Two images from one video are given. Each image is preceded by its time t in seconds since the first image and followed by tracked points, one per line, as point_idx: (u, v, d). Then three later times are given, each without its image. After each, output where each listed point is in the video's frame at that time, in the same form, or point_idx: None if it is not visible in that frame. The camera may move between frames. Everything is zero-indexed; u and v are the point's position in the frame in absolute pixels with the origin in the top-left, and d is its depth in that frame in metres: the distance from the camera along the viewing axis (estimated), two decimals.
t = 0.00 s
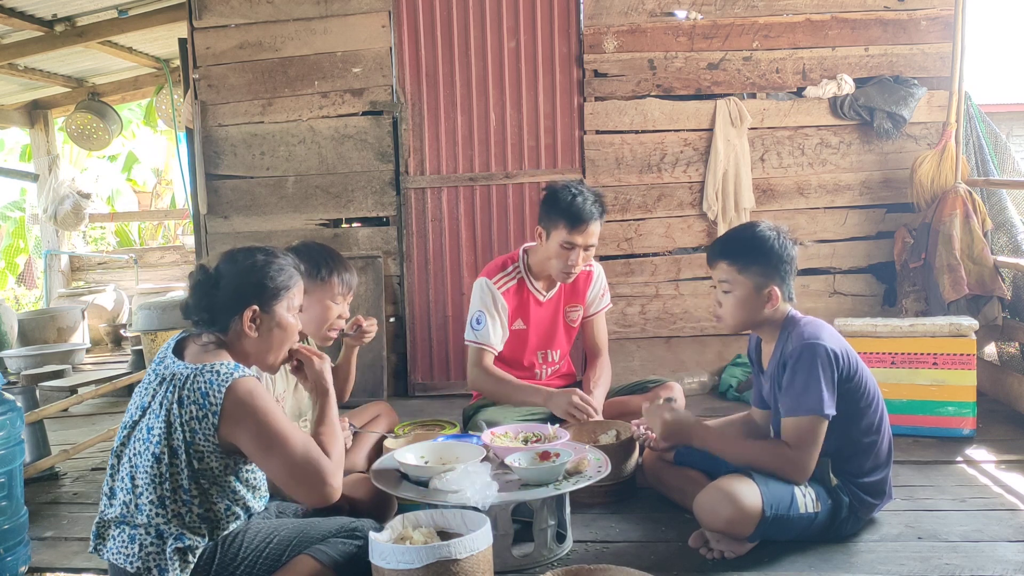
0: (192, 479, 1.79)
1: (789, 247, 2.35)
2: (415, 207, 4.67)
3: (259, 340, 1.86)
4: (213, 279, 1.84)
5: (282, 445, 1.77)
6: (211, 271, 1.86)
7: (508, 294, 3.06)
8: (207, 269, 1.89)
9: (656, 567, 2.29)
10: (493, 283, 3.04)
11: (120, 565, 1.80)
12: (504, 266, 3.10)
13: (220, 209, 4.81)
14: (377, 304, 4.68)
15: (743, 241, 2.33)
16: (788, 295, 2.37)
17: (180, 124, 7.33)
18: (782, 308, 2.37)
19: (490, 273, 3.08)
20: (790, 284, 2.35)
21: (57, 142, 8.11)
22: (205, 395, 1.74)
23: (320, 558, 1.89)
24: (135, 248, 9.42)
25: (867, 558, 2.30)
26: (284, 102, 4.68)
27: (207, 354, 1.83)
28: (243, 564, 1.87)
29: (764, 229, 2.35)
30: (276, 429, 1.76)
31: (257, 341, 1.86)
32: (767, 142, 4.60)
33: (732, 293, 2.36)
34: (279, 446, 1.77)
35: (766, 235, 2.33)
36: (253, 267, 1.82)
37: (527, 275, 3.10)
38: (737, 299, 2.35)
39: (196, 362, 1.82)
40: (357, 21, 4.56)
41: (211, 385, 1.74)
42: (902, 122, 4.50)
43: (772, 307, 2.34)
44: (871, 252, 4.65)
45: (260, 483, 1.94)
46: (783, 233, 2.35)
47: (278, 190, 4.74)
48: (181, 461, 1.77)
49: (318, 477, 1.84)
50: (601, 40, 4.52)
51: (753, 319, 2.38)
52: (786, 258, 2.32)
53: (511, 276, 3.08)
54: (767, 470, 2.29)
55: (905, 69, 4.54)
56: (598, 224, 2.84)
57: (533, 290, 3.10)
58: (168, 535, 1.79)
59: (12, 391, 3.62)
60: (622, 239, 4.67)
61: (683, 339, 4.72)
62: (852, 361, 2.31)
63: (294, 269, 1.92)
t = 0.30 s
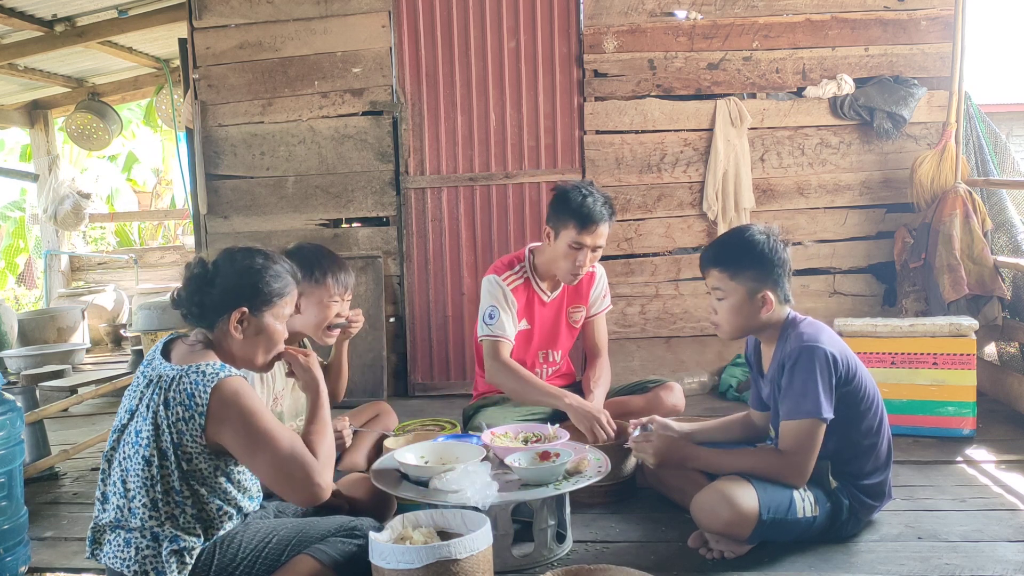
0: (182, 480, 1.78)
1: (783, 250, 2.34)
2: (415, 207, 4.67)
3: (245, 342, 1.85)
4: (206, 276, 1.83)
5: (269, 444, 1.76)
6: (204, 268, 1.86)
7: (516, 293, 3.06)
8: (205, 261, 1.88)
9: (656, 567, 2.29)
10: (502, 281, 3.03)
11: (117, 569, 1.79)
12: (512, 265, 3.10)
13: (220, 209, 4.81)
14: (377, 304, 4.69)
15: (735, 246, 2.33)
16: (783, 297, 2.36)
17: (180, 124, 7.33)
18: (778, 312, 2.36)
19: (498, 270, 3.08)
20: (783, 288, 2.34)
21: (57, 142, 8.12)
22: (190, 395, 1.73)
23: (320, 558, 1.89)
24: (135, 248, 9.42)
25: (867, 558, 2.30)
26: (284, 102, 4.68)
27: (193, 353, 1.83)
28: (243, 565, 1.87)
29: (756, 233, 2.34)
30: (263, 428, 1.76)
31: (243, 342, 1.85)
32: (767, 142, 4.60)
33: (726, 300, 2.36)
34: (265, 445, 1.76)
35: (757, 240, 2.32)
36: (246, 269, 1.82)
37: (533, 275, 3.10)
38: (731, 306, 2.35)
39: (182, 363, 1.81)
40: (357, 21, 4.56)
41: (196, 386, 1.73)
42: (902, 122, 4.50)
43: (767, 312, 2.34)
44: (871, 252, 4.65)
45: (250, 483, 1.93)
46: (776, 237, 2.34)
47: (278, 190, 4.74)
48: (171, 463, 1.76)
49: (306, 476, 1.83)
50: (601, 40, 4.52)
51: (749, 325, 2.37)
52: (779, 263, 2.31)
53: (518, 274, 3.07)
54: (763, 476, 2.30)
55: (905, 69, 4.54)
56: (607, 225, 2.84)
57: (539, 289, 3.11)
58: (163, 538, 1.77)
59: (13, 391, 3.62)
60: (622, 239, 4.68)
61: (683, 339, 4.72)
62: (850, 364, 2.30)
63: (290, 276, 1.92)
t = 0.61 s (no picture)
0: (174, 481, 1.76)
1: (783, 250, 2.34)
2: (415, 207, 4.67)
3: (243, 345, 1.85)
4: (206, 277, 1.84)
5: (248, 462, 1.70)
6: (204, 269, 1.86)
7: (518, 292, 3.06)
8: (205, 263, 1.88)
9: (656, 567, 2.29)
10: (504, 280, 3.02)
11: (115, 571, 1.78)
12: (514, 264, 3.10)
13: (220, 209, 4.81)
14: (377, 304, 4.69)
15: (735, 248, 2.33)
16: (782, 297, 2.35)
17: (180, 124, 7.33)
18: (779, 313, 2.36)
19: (501, 269, 3.07)
20: (782, 288, 2.33)
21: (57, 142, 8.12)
22: (179, 397, 1.70)
23: (320, 558, 1.89)
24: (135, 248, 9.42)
25: (867, 558, 2.30)
26: (284, 102, 4.68)
27: (189, 354, 1.83)
28: (242, 565, 1.87)
29: (756, 233, 2.34)
30: (247, 444, 1.70)
31: (240, 345, 1.85)
32: (767, 142, 4.60)
33: (726, 301, 2.35)
34: (246, 462, 1.70)
35: (757, 240, 2.32)
36: (245, 272, 1.82)
37: (535, 274, 3.10)
38: (730, 307, 2.35)
39: (176, 364, 1.81)
40: (357, 21, 4.56)
41: (185, 388, 1.71)
42: (902, 122, 4.50)
43: (768, 313, 2.33)
44: (871, 251, 4.65)
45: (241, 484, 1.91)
46: (776, 237, 2.35)
47: (278, 190, 4.74)
48: (161, 464, 1.74)
49: (278, 503, 1.76)
50: (601, 40, 4.52)
51: (750, 326, 2.36)
52: (778, 263, 2.31)
53: (520, 273, 3.07)
54: (762, 476, 2.30)
55: (905, 69, 4.54)
56: (610, 225, 2.83)
57: (541, 289, 3.11)
58: (160, 538, 1.77)
59: (12, 391, 3.62)
60: (622, 239, 4.68)
61: (683, 339, 4.71)
62: (856, 365, 2.30)
63: (292, 279, 1.92)
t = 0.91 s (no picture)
0: (172, 482, 1.75)
1: (786, 249, 2.34)
2: (415, 206, 4.67)
3: (246, 347, 1.85)
4: (208, 280, 1.84)
5: (240, 474, 1.71)
6: (206, 272, 1.86)
7: (518, 292, 3.06)
8: (207, 265, 1.88)
9: (657, 567, 2.29)
10: (504, 279, 3.02)
11: (115, 571, 1.79)
12: (514, 264, 3.10)
13: (220, 209, 4.81)
14: (376, 304, 4.69)
15: (738, 246, 2.33)
16: (785, 296, 2.34)
17: (180, 124, 7.32)
18: (781, 312, 2.36)
19: (501, 268, 3.07)
20: (785, 288, 2.33)
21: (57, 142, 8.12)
22: (177, 399, 1.70)
23: (320, 558, 1.89)
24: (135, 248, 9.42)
25: (867, 558, 2.30)
26: (284, 102, 4.68)
27: (189, 356, 1.83)
28: (241, 566, 1.87)
29: (759, 232, 2.34)
30: (240, 455, 1.71)
31: (244, 347, 1.85)
32: (767, 142, 4.60)
33: (727, 298, 2.35)
34: (238, 472, 1.71)
35: (759, 239, 2.32)
36: (248, 273, 1.82)
37: (535, 274, 3.10)
38: (731, 304, 2.35)
39: (176, 365, 1.80)
40: (357, 21, 4.56)
41: (184, 389, 1.71)
42: (902, 122, 4.50)
43: (769, 311, 2.33)
44: (871, 251, 4.65)
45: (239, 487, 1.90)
46: (778, 236, 2.34)
47: (278, 190, 4.74)
48: (159, 465, 1.74)
49: (266, 514, 1.77)
50: (601, 40, 4.53)
51: (750, 323, 2.37)
52: (781, 263, 2.30)
53: (520, 273, 3.07)
54: (761, 475, 2.29)
55: (905, 69, 4.54)
56: (610, 224, 2.83)
57: (541, 289, 3.11)
58: (158, 539, 1.76)
59: (12, 391, 3.62)
60: (622, 239, 4.68)
61: (683, 339, 4.71)
62: (857, 366, 2.31)
63: (294, 280, 1.92)
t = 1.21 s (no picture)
0: (175, 484, 1.76)
1: (787, 249, 2.33)
2: (415, 206, 4.68)
3: (249, 345, 1.85)
4: (213, 279, 1.84)
5: (233, 480, 1.71)
6: (210, 269, 1.86)
7: (517, 293, 3.06)
8: (211, 263, 1.88)
9: (657, 567, 2.29)
10: (503, 280, 3.03)
11: (115, 571, 1.79)
12: (513, 264, 3.10)
13: (220, 209, 4.81)
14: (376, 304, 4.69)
15: (738, 246, 2.32)
16: (784, 296, 2.34)
17: (180, 124, 7.33)
18: (781, 312, 2.36)
19: (500, 269, 3.08)
20: (785, 288, 2.32)
21: (57, 142, 8.12)
22: (183, 400, 1.71)
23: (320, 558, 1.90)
24: (135, 248, 9.42)
25: (867, 558, 2.30)
26: (284, 102, 4.68)
27: (193, 355, 1.82)
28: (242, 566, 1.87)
29: (759, 232, 2.34)
30: (236, 462, 1.71)
31: (246, 345, 1.85)
32: (767, 142, 4.60)
33: (726, 298, 2.36)
34: (231, 478, 1.71)
35: (759, 239, 2.32)
36: (252, 273, 1.82)
37: (535, 275, 3.10)
38: (731, 304, 2.35)
39: (180, 365, 1.80)
40: (357, 21, 4.56)
41: (190, 391, 1.71)
42: (902, 122, 4.50)
43: (768, 311, 2.33)
44: (871, 251, 4.65)
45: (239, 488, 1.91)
46: (779, 236, 2.34)
47: (278, 190, 4.74)
48: (162, 466, 1.74)
49: (252, 522, 1.76)
50: (601, 40, 4.53)
51: (750, 324, 2.37)
52: (780, 263, 2.30)
53: (519, 274, 3.07)
54: (761, 475, 2.29)
55: (905, 69, 4.54)
56: (609, 225, 2.83)
57: (540, 290, 3.11)
58: (159, 539, 1.76)
59: (12, 391, 3.62)
60: (622, 239, 4.68)
61: (683, 339, 4.71)
62: (857, 366, 2.31)
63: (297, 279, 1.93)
